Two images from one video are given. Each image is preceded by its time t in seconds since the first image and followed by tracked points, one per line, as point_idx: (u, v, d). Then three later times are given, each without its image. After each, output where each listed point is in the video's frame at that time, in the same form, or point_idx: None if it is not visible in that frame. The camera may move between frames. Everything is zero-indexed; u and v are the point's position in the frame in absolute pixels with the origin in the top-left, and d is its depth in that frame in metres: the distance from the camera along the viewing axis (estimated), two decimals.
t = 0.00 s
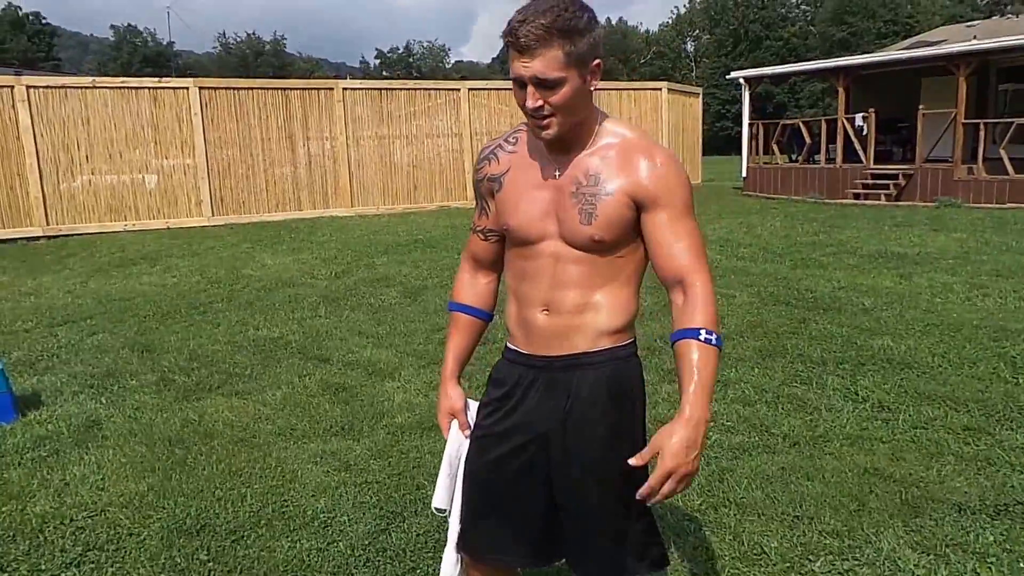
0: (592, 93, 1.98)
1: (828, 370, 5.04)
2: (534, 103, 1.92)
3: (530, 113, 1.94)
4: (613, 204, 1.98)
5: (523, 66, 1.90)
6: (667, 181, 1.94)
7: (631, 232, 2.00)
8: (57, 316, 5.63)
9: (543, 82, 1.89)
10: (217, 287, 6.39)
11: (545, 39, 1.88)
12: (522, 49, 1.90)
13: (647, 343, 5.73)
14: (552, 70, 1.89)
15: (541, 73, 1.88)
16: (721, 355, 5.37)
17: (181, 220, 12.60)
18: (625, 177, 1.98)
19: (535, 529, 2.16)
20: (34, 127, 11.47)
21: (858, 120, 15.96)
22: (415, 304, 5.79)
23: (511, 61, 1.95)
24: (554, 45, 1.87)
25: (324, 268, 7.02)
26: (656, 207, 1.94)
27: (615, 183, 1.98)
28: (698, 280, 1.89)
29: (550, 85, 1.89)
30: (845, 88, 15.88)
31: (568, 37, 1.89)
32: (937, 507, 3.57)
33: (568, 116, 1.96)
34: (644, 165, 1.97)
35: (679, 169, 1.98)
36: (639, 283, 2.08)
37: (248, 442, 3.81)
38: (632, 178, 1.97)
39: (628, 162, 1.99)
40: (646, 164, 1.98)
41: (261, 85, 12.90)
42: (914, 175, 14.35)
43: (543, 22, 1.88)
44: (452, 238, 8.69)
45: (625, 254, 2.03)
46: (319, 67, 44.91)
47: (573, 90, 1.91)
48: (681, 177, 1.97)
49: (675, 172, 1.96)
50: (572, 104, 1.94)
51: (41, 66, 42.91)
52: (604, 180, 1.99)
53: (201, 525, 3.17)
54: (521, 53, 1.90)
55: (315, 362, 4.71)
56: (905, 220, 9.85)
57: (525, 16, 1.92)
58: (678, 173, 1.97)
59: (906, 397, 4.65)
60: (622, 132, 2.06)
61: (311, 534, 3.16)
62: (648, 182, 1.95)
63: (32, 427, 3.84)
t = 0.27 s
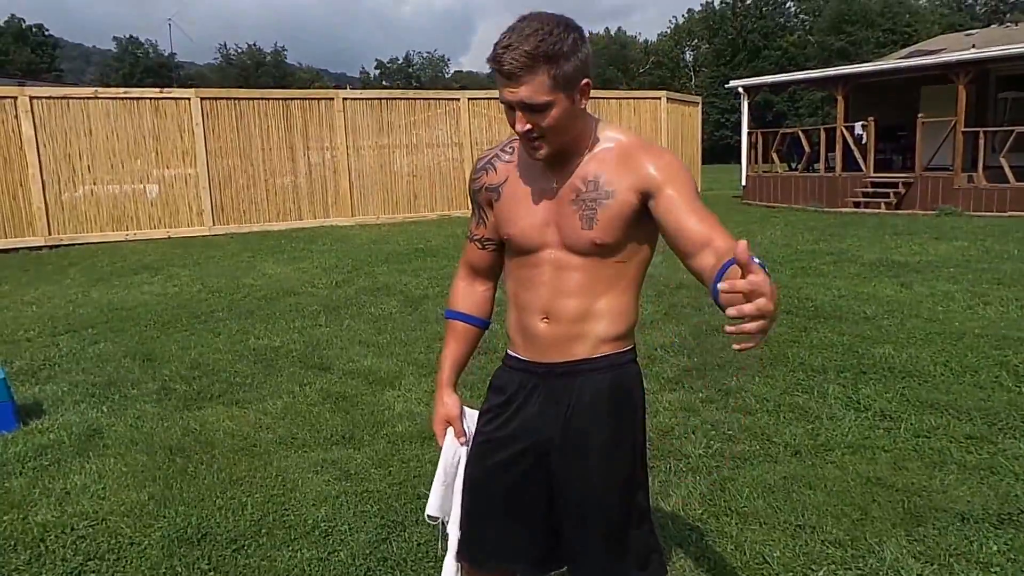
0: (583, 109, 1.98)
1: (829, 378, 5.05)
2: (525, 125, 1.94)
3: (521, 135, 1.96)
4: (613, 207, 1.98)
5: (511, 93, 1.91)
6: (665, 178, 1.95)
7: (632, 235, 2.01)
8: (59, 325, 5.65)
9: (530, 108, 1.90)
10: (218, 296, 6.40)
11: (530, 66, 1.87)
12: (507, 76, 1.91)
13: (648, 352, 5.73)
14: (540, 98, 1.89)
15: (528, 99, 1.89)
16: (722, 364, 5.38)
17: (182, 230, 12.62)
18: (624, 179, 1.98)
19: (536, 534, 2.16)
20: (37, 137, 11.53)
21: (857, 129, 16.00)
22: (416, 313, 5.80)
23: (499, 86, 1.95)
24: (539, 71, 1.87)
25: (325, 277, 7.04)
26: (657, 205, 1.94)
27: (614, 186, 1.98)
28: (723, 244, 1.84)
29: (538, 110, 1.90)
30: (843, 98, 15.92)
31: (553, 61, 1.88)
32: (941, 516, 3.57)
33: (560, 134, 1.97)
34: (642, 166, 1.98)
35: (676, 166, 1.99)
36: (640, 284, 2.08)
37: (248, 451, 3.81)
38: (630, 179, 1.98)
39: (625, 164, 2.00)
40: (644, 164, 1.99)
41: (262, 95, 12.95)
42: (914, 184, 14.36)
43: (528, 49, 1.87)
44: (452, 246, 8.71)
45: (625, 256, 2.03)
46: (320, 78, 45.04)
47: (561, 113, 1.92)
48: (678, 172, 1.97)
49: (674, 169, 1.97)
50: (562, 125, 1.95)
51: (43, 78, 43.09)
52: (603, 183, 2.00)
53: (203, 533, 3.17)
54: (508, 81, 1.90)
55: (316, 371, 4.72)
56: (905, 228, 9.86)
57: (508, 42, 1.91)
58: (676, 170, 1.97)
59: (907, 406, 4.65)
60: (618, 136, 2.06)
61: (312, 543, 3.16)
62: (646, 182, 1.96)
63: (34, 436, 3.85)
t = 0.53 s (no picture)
0: (581, 104, 2.00)
1: (829, 380, 5.06)
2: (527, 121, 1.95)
3: (524, 132, 1.97)
4: (608, 208, 2.00)
5: (514, 90, 1.92)
6: (660, 179, 1.96)
7: (627, 235, 2.02)
8: (57, 330, 5.66)
9: (534, 103, 1.91)
10: (215, 300, 6.42)
11: (532, 61, 1.88)
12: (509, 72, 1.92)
13: (646, 355, 5.74)
14: (543, 92, 1.91)
15: (531, 95, 1.90)
16: (720, 366, 5.39)
17: (181, 234, 12.63)
18: (619, 180, 2.00)
19: (540, 535, 2.17)
20: (37, 143, 11.56)
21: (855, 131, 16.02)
22: (413, 316, 5.82)
23: (499, 83, 1.96)
24: (541, 65, 1.88)
25: (323, 281, 7.05)
26: (651, 206, 1.96)
27: (609, 187, 2.00)
28: (697, 272, 1.86)
29: (541, 105, 1.92)
30: (841, 100, 15.92)
31: (554, 55, 1.90)
32: (943, 519, 3.58)
33: (561, 129, 1.99)
34: (637, 165, 2.00)
35: (670, 167, 2.00)
36: (638, 286, 2.09)
37: (247, 455, 3.83)
38: (625, 180, 1.99)
39: (620, 165, 2.02)
40: (640, 164, 2.00)
41: (260, 101, 12.98)
42: (912, 187, 14.34)
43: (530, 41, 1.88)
44: (449, 250, 8.72)
45: (622, 257, 2.05)
46: (318, 82, 45.06)
47: (563, 106, 1.94)
48: (673, 172, 1.98)
49: (668, 170, 1.98)
50: (564, 119, 1.97)
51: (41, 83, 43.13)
52: (598, 184, 2.01)
53: (203, 538, 3.19)
54: (510, 77, 1.91)
55: (314, 375, 4.73)
56: (903, 230, 9.88)
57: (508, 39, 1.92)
58: (671, 171, 1.99)
59: (907, 408, 4.66)
60: (614, 136, 2.08)
61: (311, 547, 3.17)
62: (642, 183, 1.97)
63: (34, 440, 3.86)
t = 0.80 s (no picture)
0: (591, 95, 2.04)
1: (827, 376, 5.08)
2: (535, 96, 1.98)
3: (530, 108, 1.99)
4: (609, 210, 2.01)
5: (526, 62, 1.96)
6: (663, 184, 1.98)
7: (629, 237, 2.04)
8: (55, 331, 5.67)
9: (543, 77, 1.95)
10: (212, 300, 6.43)
11: (549, 36, 1.94)
12: (525, 44, 1.97)
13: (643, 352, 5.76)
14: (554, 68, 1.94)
15: (543, 68, 1.94)
16: (718, 362, 5.41)
17: (177, 235, 12.64)
18: (622, 182, 2.01)
19: (538, 533, 2.19)
20: (36, 145, 11.57)
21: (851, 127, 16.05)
22: (410, 315, 5.83)
23: (512, 59, 2.01)
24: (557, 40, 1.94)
25: (319, 280, 7.06)
26: (654, 211, 1.98)
27: (611, 190, 2.01)
28: (685, 295, 1.98)
29: (552, 81, 1.95)
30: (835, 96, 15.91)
31: (570, 38, 1.95)
32: (944, 515, 3.60)
33: (568, 114, 2.01)
34: (640, 168, 2.01)
35: (674, 171, 2.01)
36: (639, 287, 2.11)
37: (244, 454, 3.84)
38: (628, 183, 2.01)
39: (623, 166, 2.03)
40: (643, 167, 2.01)
41: (257, 101, 12.98)
42: (908, 181, 14.41)
43: (547, 19, 1.96)
44: (445, 248, 8.73)
45: (623, 258, 2.06)
46: (314, 81, 45.01)
47: (572, 87, 1.97)
48: (676, 177, 2.00)
49: (671, 175, 1.99)
50: (572, 104, 2.00)
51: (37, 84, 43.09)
52: (600, 185, 2.03)
53: (201, 537, 3.20)
54: (524, 48, 1.96)
55: (311, 374, 4.74)
56: (899, 225, 9.89)
57: (528, 16, 1.98)
58: (675, 176, 2.00)
59: (906, 404, 4.68)
60: (619, 135, 2.09)
61: (309, 546, 3.19)
62: (644, 187, 1.99)
63: (33, 440, 3.88)
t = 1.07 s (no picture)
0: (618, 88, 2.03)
1: (823, 370, 5.10)
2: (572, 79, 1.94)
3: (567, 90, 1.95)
4: (628, 207, 2.00)
5: (567, 44, 1.94)
6: (683, 181, 1.98)
7: (647, 234, 2.03)
8: (48, 328, 5.60)
9: (585, 59, 1.93)
10: (206, 296, 6.37)
11: (591, 22, 1.95)
12: (565, 28, 1.96)
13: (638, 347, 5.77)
14: (596, 52, 1.94)
15: (585, 50, 1.93)
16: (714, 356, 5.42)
17: (168, 232, 12.52)
18: (641, 178, 2.01)
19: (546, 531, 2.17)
20: (27, 142, 11.42)
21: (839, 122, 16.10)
22: (405, 311, 5.80)
23: (547, 44, 1.98)
24: (598, 27, 1.95)
25: (313, 276, 7.02)
26: (673, 208, 1.97)
27: (631, 186, 2.00)
28: (709, 289, 1.95)
29: (591, 65, 1.94)
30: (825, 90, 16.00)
31: (609, 26, 1.96)
32: (942, 507, 3.62)
33: (599, 103, 1.99)
34: (659, 165, 2.00)
35: (692, 168, 2.01)
36: (651, 284, 2.10)
37: (242, 452, 3.80)
38: (648, 179, 2.00)
39: (642, 162, 2.02)
40: (661, 164, 2.01)
41: (249, 97, 12.87)
42: (897, 176, 14.52)
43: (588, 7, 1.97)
44: (438, 244, 8.70)
45: (640, 255, 2.05)
46: (302, 78, 44.75)
47: (609, 75, 1.96)
48: (694, 175, 2.00)
49: (689, 171, 1.99)
50: (605, 93, 1.98)
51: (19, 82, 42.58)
52: (620, 181, 2.02)
53: (202, 535, 3.16)
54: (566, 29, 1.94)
55: (307, 370, 4.71)
56: (889, 220, 9.96)
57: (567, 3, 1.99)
58: (692, 174, 2.00)
59: (902, 397, 4.71)
60: (638, 132, 2.09)
61: (311, 543, 3.16)
62: (664, 183, 1.98)
63: (27, 439, 3.82)
